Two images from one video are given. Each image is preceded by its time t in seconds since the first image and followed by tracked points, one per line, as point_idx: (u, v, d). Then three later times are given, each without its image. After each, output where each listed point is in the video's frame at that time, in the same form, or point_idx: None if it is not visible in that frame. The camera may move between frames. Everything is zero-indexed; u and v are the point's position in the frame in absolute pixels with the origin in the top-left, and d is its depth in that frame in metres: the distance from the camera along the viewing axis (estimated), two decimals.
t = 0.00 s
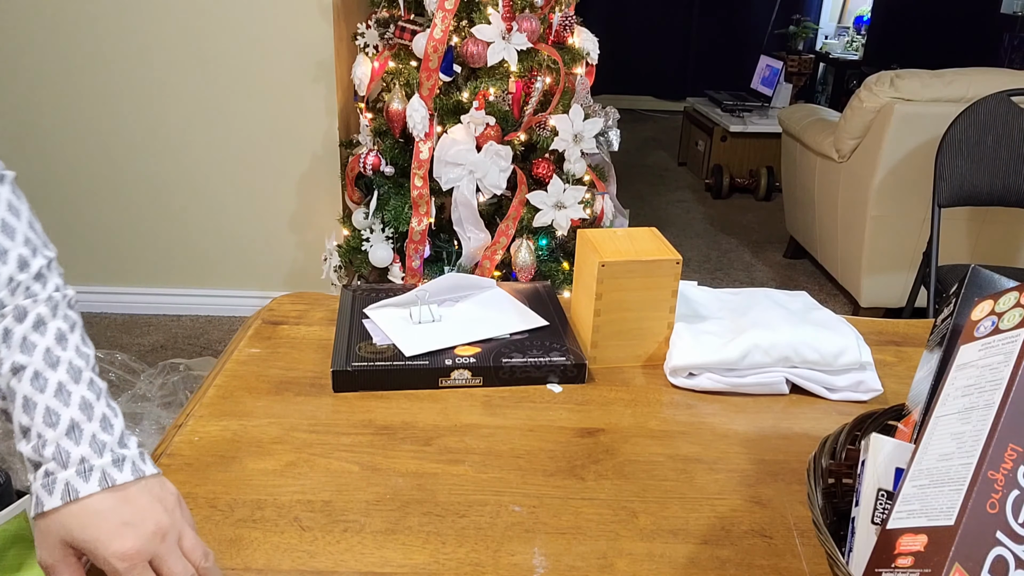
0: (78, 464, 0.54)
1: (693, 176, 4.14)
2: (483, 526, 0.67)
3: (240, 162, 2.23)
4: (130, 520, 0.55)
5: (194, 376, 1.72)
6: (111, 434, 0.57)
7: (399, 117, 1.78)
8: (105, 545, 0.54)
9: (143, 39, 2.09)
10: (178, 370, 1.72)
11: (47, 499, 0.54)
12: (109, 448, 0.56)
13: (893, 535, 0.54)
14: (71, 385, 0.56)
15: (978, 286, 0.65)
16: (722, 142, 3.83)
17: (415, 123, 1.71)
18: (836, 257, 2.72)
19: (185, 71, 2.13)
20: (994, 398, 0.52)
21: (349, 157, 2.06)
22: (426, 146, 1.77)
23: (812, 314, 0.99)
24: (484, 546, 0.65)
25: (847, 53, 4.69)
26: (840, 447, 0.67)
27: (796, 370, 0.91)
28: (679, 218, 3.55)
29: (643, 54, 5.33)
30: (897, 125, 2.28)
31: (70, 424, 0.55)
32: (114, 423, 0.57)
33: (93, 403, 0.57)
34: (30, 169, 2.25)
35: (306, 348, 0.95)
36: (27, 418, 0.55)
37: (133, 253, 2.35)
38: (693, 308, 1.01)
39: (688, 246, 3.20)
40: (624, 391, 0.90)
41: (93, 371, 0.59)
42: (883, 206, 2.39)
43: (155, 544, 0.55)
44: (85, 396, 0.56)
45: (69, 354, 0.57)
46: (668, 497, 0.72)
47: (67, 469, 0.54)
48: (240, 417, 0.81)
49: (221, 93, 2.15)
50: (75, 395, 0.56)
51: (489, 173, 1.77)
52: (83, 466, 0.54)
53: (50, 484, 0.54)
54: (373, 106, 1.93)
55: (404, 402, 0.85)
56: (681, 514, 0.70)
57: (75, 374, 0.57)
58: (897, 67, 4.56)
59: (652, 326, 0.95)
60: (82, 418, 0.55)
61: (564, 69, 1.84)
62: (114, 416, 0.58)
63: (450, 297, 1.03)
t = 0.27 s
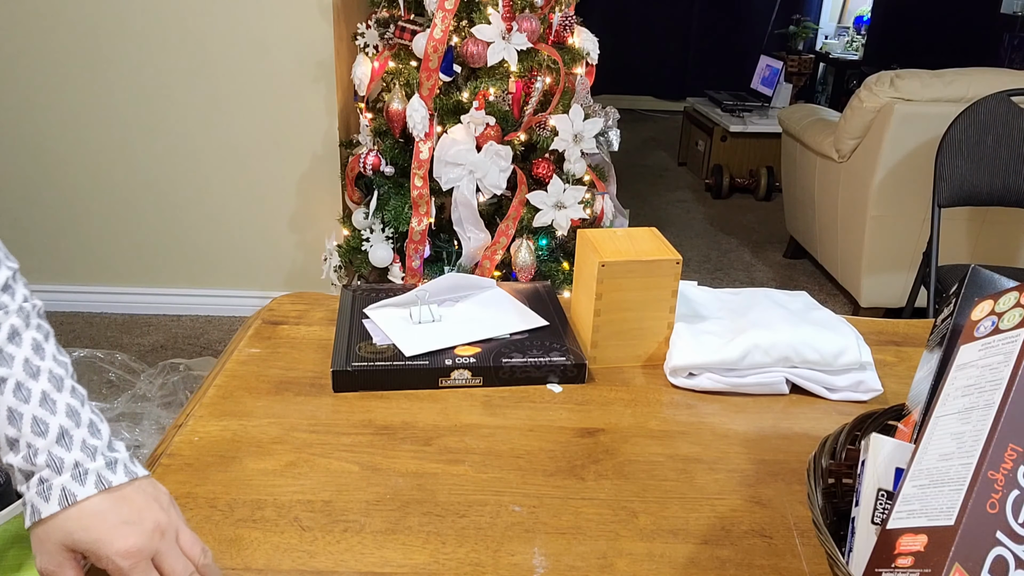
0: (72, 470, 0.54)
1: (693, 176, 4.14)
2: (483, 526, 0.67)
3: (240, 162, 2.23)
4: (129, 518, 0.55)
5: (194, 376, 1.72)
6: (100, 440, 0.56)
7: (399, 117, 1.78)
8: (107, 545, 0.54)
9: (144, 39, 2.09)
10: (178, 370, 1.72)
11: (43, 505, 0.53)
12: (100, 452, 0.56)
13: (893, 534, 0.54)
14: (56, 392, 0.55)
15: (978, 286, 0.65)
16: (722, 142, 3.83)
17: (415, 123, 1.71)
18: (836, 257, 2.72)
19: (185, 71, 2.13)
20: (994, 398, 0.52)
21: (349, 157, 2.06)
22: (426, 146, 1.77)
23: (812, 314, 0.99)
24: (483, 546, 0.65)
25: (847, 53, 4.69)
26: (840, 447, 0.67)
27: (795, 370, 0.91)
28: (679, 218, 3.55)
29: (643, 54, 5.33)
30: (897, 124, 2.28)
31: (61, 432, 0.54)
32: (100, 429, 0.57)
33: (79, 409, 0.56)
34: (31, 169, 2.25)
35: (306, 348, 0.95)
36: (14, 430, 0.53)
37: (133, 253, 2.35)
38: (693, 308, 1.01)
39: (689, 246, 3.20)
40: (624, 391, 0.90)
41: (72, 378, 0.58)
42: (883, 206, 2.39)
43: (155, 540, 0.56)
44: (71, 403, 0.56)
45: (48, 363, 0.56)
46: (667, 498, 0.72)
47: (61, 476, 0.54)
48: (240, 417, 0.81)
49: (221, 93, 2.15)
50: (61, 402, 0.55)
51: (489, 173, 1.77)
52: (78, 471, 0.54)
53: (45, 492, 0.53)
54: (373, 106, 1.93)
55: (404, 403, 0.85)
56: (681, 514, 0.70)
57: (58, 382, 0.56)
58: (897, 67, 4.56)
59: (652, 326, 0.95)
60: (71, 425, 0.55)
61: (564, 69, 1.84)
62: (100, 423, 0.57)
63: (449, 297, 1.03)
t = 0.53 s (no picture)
0: (78, 462, 0.54)
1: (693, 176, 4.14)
2: (483, 526, 0.67)
3: (240, 162, 2.23)
4: (136, 509, 0.55)
5: (194, 376, 1.72)
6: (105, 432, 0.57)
7: (399, 117, 1.78)
8: (115, 532, 0.54)
9: (144, 39, 2.09)
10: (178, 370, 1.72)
11: (50, 498, 0.53)
12: (104, 446, 0.56)
13: (893, 535, 0.54)
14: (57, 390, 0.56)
15: (977, 287, 0.65)
16: (722, 142, 3.83)
17: (415, 123, 1.71)
18: (836, 257, 2.72)
19: (184, 70, 2.13)
20: (994, 398, 0.52)
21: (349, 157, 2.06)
22: (426, 146, 1.77)
23: (812, 315, 0.99)
24: (484, 546, 0.65)
25: (847, 53, 4.69)
26: (840, 447, 0.67)
27: (796, 370, 0.91)
28: (679, 218, 3.54)
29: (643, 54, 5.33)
30: (897, 124, 2.28)
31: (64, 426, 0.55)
32: (104, 425, 0.58)
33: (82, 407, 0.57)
34: (30, 168, 2.25)
35: (306, 348, 0.95)
36: (18, 426, 0.54)
37: (132, 253, 2.35)
38: (692, 308, 1.01)
39: (689, 246, 3.20)
40: (624, 391, 0.90)
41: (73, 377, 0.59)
42: (883, 206, 2.39)
43: (161, 529, 0.56)
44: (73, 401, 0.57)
45: (48, 361, 0.57)
46: (667, 497, 0.72)
47: (67, 468, 0.54)
48: (239, 417, 0.81)
49: (221, 93, 2.15)
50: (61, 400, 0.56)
51: (489, 173, 1.77)
52: (84, 463, 0.54)
53: (50, 483, 0.53)
54: (373, 105, 1.93)
55: (403, 403, 0.85)
56: (681, 513, 0.70)
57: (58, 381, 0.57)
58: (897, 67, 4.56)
59: (651, 326, 0.95)
60: (75, 419, 0.56)
61: (564, 69, 1.84)
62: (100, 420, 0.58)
63: (449, 297, 1.03)
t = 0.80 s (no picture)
0: (108, 433, 0.54)
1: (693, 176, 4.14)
2: (483, 526, 0.67)
3: (240, 162, 2.23)
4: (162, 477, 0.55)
5: (194, 376, 1.72)
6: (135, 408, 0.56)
7: (399, 118, 1.78)
8: (142, 498, 0.54)
9: (144, 39, 2.09)
10: (178, 370, 1.73)
11: (81, 467, 0.53)
12: (133, 421, 0.56)
13: (893, 535, 0.54)
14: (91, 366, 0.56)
15: (978, 287, 0.65)
16: (722, 142, 3.83)
17: (415, 123, 1.71)
18: (836, 256, 2.72)
19: (184, 70, 2.12)
20: (994, 398, 0.52)
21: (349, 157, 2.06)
22: (426, 146, 1.77)
23: (812, 315, 0.99)
24: (484, 546, 0.65)
25: (847, 54, 4.69)
26: (840, 447, 0.67)
27: (795, 370, 0.91)
28: (679, 218, 3.54)
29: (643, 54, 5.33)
30: (897, 124, 2.28)
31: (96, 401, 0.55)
32: (134, 401, 0.57)
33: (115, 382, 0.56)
34: (30, 169, 2.25)
35: (306, 348, 0.95)
36: (53, 399, 0.54)
37: (133, 253, 2.35)
38: (692, 309, 1.01)
39: (689, 246, 3.20)
40: (623, 391, 0.90)
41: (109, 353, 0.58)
42: (883, 206, 2.39)
43: (185, 498, 0.56)
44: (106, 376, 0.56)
45: (86, 339, 0.57)
46: (667, 497, 0.72)
47: (99, 438, 0.54)
48: (239, 417, 0.81)
49: (221, 93, 2.15)
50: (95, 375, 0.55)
51: (489, 173, 1.77)
52: (112, 435, 0.54)
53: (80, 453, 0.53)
54: (373, 106, 1.93)
55: (403, 403, 0.85)
56: (681, 513, 0.70)
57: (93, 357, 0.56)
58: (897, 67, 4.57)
59: (651, 326, 0.95)
60: (108, 395, 0.55)
61: (564, 69, 1.84)
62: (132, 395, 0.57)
63: (449, 297, 1.03)
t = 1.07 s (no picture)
0: (178, 406, 0.55)
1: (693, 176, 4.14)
2: (483, 526, 0.67)
3: (241, 162, 2.23)
4: (226, 442, 0.57)
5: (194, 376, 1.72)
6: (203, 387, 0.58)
7: (399, 117, 1.78)
8: (212, 463, 0.56)
9: (144, 39, 2.09)
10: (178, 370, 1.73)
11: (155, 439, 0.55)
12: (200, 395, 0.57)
13: (893, 535, 0.54)
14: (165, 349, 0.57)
15: (978, 287, 0.65)
16: (722, 142, 3.83)
17: (415, 123, 1.71)
18: (836, 257, 2.72)
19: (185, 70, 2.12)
20: (995, 397, 0.52)
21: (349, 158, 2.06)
22: (426, 146, 1.77)
23: (812, 315, 0.99)
24: (484, 546, 0.65)
25: (847, 54, 4.69)
26: (840, 447, 0.67)
27: (796, 370, 0.91)
28: (679, 218, 3.54)
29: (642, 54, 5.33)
30: (898, 124, 2.28)
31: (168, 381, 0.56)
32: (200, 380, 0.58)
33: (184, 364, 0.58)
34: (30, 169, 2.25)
35: (306, 348, 0.95)
36: (129, 377, 0.55)
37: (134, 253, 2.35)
38: (692, 309, 1.01)
39: (689, 246, 3.20)
40: (624, 391, 0.90)
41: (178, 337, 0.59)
42: (884, 205, 2.39)
43: (252, 455, 0.59)
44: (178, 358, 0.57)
45: (160, 324, 0.58)
46: (667, 497, 0.72)
47: (168, 412, 0.55)
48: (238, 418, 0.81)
49: (223, 93, 2.15)
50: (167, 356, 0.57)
51: (490, 173, 1.77)
52: (183, 407, 0.56)
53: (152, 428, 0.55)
54: (373, 106, 1.93)
55: (403, 403, 0.85)
56: (681, 513, 0.70)
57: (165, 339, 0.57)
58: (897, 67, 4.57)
59: (651, 326, 0.95)
60: (178, 374, 0.56)
61: (564, 69, 1.84)
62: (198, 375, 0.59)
63: (449, 297, 1.03)
